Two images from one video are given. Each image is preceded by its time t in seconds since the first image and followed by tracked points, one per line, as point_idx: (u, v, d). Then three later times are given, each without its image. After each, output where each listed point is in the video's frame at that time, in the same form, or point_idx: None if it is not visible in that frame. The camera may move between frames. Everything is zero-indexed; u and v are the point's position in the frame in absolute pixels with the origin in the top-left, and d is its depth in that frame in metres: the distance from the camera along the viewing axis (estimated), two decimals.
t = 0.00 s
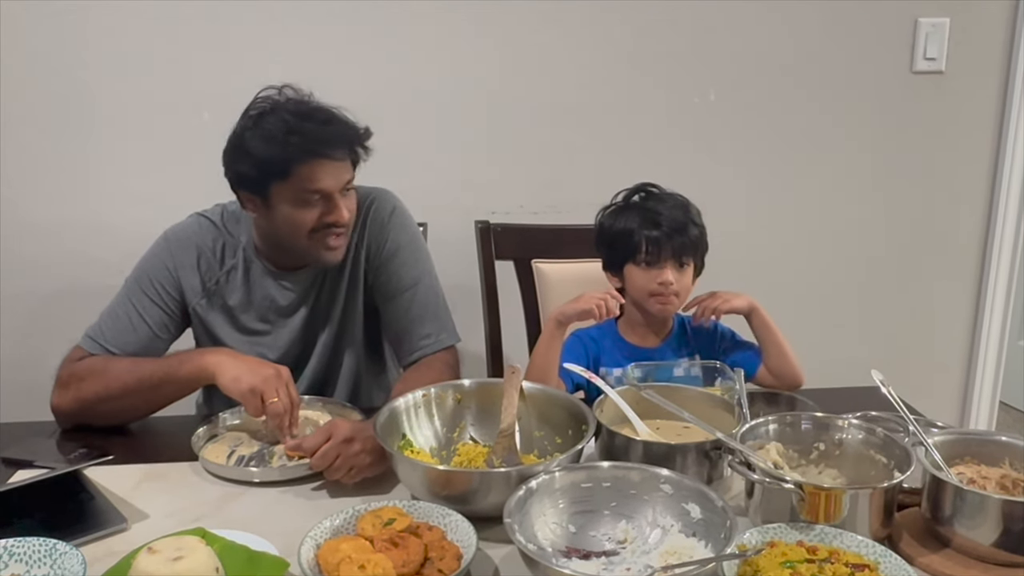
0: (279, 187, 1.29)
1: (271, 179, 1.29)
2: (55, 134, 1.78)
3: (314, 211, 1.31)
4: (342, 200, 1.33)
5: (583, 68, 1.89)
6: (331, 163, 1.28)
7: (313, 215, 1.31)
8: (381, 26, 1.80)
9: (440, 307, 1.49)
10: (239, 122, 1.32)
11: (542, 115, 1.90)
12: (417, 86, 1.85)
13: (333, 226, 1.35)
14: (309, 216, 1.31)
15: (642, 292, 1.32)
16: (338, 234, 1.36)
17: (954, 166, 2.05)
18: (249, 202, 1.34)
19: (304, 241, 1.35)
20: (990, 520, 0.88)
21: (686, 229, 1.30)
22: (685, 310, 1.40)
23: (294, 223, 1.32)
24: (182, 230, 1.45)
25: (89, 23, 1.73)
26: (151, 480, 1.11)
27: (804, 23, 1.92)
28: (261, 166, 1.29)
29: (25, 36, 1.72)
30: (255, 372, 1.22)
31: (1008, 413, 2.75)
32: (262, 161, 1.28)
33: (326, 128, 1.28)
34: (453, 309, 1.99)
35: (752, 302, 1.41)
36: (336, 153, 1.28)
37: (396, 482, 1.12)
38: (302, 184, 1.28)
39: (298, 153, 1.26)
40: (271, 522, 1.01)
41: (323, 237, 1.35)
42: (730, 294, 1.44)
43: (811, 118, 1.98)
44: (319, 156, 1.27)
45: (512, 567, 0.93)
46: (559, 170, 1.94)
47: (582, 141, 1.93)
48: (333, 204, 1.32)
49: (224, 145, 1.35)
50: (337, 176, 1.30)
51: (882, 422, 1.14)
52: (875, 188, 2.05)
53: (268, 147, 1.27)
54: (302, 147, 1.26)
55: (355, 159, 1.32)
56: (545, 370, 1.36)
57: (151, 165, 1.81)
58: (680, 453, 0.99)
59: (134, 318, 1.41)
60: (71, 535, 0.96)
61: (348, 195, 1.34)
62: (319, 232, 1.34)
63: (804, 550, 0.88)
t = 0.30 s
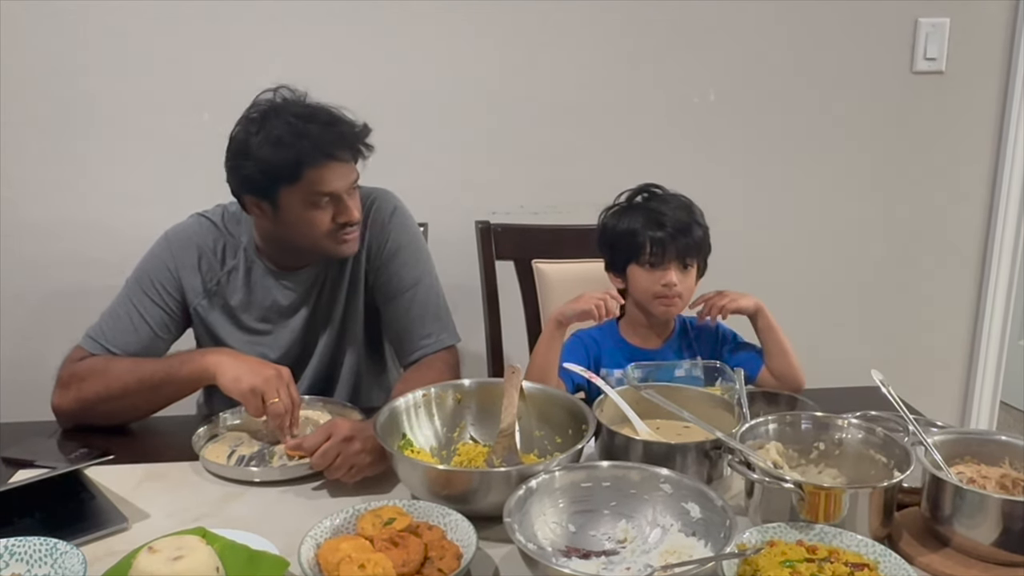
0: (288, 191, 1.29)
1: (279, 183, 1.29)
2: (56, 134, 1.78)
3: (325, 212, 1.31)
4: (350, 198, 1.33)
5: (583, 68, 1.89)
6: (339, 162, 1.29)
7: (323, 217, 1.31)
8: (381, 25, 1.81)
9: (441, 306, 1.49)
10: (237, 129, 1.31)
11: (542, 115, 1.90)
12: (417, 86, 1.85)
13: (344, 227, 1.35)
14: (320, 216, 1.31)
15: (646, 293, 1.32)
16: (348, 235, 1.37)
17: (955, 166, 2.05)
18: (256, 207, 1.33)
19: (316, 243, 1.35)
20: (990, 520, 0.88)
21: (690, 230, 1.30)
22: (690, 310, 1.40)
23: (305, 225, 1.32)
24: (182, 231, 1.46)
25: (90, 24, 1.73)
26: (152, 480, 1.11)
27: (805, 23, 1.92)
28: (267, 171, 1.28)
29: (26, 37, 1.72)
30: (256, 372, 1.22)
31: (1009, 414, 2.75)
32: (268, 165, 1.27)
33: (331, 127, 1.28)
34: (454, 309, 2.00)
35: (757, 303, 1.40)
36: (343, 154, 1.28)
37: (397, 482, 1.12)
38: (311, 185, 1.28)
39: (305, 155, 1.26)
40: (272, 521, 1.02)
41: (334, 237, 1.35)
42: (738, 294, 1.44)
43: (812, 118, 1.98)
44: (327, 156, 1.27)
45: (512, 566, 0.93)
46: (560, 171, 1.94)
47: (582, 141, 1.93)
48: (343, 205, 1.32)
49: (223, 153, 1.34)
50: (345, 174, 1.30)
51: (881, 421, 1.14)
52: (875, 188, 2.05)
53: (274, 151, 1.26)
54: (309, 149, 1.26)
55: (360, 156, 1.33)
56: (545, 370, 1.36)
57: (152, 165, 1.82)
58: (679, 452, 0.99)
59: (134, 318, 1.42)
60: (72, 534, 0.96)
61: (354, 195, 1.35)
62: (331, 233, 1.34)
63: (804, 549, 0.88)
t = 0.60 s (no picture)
0: (288, 193, 1.29)
1: (279, 185, 1.29)
2: (56, 134, 1.78)
3: (326, 213, 1.31)
4: (350, 199, 1.33)
5: (582, 68, 1.89)
6: (339, 164, 1.29)
7: (324, 219, 1.32)
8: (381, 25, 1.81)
9: (441, 306, 1.49)
10: (237, 129, 1.31)
11: (541, 115, 1.90)
12: (417, 86, 1.85)
13: (344, 228, 1.35)
14: (320, 219, 1.32)
15: (647, 295, 1.32)
16: (347, 236, 1.37)
17: (955, 166, 2.05)
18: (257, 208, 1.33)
19: (316, 244, 1.35)
20: (989, 519, 0.88)
21: (692, 231, 1.30)
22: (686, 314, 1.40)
23: (305, 227, 1.32)
24: (182, 231, 1.46)
25: (91, 24, 1.73)
26: (151, 480, 1.11)
27: (805, 23, 1.92)
28: (268, 174, 1.28)
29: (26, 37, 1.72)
30: (255, 372, 1.22)
31: (1009, 414, 2.75)
32: (269, 168, 1.27)
33: (331, 128, 1.28)
34: (454, 309, 2.00)
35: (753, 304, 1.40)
36: (344, 156, 1.28)
37: (396, 482, 1.12)
38: (312, 188, 1.28)
39: (306, 158, 1.26)
40: (271, 521, 1.02)
41: (335, 238, 1.35)
42: (734, 296, 1.44)
43: (811, 118, 1.98)
44: (327, 159, 1.27)
45: (511, 566, 0.92)
46: (560, 171, 1.94)
47: (582, 141, 1.93)
48: (343, 206, 1.33)
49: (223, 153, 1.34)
50: (345, 176, 1.30)
51: (881, 421, 1.14)
52: (875, 187, 2.04)
53: (274, 154, 1.26)
54: (310, 152, 1.26)
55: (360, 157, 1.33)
56: (546, 370, 1.38)
57: (152, 165, 1.82)
58: (679, 452, 0.99)
59: (134, 318, 1.42)
60: (71, 534, 0.96)
61: (354, 195, 1.35)
62: (331, 234, 1.34)
63: (803, 549, 0.87)
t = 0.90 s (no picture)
0: (288, 195, 1.28)
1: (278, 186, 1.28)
2: (56, 134, 1.78)
3: (326, 215, 1.31)
4: (350, 201, 1.33)
5: (583, 68, 1.89)
6: (338, 166, 1.28)
7: (325, 220, 1.31)
8: (381, 26, 1.80)
9: (441, 307, 1.49)
10: (235, 131, 1.30)
11: (542, 115, 1.90)
12: (417, 86, 1.85)
13: (344, 229, 1.34)
14: (320, 220, 1.31)
15: (648, 296, 1.31)
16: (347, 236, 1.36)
17: (956, 166, 2.05)
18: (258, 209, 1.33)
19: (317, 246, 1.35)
20: (991, 520, 0.87)
21: (694, 233, 1.29)
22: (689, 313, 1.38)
23: (306, 228, 1.32)
24: (182, 231, 1.45)
25: (91, 24, 1.73)
26: (152, 481, 1.11)
27: (806, 23, 1.92)
28: (267, 176, 1.27)
29: (26, 38, 1.72)
30: (255, 373, 1.22)
31: (1010, 414, 2.75)
32: (270, 169, 1.27)
33: (329, 130, 1.27)
34: (455, 310, 2.00)
35: (753, 304, 1.40)
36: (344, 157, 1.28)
37: (396, 482, 1.12)
38: (311, 190, 1.28)
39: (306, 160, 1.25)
40: (271, 522, 1.01)
41: (335, 238, 1.35)
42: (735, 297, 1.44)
43: (812, 118, 1.98)
44: (327, 160, 1.26)
45: (512, 568, 0.92)
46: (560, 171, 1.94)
47: (583, 142, 1.93)
48: (343, 207, 1.32)
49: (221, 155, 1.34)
50: (345, 178, 1.29)
51: (882, 422, 1.14)
52: (876, 188, 2.04)
53: (274, 156, 1.26)
54: (309, 154, 1.25)
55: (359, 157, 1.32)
56: (546, 369, 1.38)
57: (153, 165, 1.82)
58: (680, 453, 0.99)
59: (134, 318, 1.41)
60: (71, 535, 0.96)
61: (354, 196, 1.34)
62: (331, 235, 1.34)
63: (804, 550, 0.87)
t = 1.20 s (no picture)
0: (288, 196, 1.28)
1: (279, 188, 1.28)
2: (56, 135, 1.78)
3: (325, 215, 1.31)
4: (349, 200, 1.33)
5: (584, 69, 1.89)
6: (336, 166, 1.28)
7: (323, 220, 1.31)
8: (382, 26, 1.80)
9: (441, 307, 1.49)
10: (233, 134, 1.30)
11: (543, 115, 1.90)
12: (418, 87, 1.85)
13: (343, 229, 1.34)
14: (319, 220, 1.31)
15: (650, 297, 1.31)
16: (347, 236, 1.36)
17: (957, 167, 2.04)
18: (258, 209, 1.33)
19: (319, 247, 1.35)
20: (991, 521, 0.87)
21: (697, 236, 1.29)
22: (691, 313, 1.38)
23: (305, 228, 1.32)
24: (182, 232, 1.46)
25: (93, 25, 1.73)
26: (153, 481, 1.11)
27: (807, 24, 1.91)
28: (266, 177, 1.27)
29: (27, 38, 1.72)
30: (256, 374, 1.22)
31: (1011, 414, 2.76)
32: (268, 169, 1.27)
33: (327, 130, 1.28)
34: (456, 310, 1.99)
35: (753, 305, 1.40)
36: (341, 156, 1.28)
37: (396, 482, 1.12)
38: (310, 190, 1.28)
39: (304, 160, 1.25)
40: (272, 522, 1.01)
41: (335, 238, 1.35)
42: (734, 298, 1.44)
43: (813, 119, 1.98)
44: (325, 160, 1.27)
45: (512, 568, 0.92)
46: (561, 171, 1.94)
47: (584, 142, 1.93)
48: (342, 207, 1.32)
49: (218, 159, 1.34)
50: (343, 177, 1.30)
51: (883, 422, 1.14)
52: (877, 189, 2.04)
53: (272, 157, 1.26)
54: (307, 156, 1.25)
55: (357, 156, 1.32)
56: (545, 368, 1.38)
57: (154, 165, 1.82)
58: (680, 454, 0.99)
59: (134, 319, 1.41)
60: (71, 535, 0.96)
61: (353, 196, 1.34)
62: (331, 234, 1.34)
63: (805, 551, 0.87)
